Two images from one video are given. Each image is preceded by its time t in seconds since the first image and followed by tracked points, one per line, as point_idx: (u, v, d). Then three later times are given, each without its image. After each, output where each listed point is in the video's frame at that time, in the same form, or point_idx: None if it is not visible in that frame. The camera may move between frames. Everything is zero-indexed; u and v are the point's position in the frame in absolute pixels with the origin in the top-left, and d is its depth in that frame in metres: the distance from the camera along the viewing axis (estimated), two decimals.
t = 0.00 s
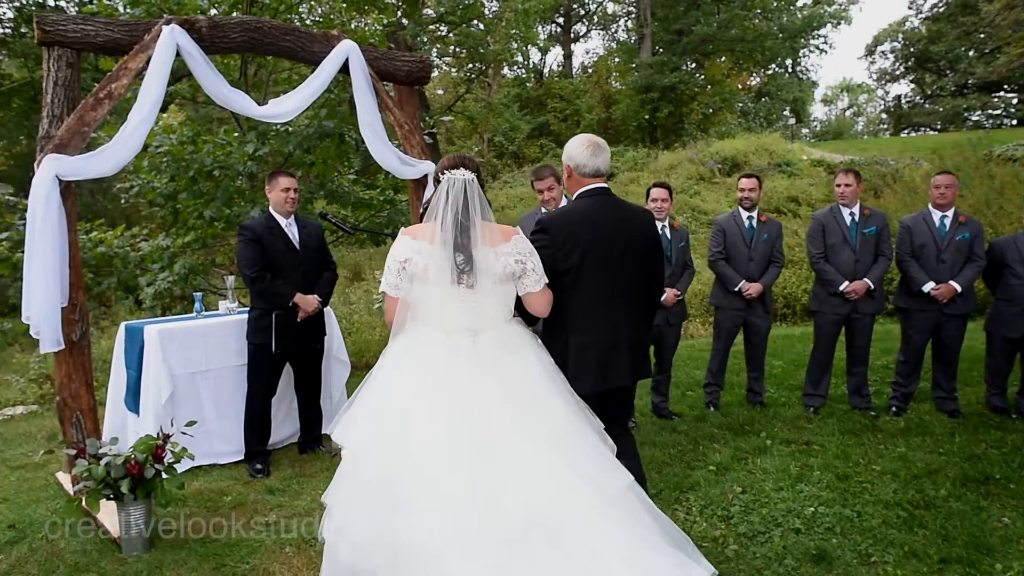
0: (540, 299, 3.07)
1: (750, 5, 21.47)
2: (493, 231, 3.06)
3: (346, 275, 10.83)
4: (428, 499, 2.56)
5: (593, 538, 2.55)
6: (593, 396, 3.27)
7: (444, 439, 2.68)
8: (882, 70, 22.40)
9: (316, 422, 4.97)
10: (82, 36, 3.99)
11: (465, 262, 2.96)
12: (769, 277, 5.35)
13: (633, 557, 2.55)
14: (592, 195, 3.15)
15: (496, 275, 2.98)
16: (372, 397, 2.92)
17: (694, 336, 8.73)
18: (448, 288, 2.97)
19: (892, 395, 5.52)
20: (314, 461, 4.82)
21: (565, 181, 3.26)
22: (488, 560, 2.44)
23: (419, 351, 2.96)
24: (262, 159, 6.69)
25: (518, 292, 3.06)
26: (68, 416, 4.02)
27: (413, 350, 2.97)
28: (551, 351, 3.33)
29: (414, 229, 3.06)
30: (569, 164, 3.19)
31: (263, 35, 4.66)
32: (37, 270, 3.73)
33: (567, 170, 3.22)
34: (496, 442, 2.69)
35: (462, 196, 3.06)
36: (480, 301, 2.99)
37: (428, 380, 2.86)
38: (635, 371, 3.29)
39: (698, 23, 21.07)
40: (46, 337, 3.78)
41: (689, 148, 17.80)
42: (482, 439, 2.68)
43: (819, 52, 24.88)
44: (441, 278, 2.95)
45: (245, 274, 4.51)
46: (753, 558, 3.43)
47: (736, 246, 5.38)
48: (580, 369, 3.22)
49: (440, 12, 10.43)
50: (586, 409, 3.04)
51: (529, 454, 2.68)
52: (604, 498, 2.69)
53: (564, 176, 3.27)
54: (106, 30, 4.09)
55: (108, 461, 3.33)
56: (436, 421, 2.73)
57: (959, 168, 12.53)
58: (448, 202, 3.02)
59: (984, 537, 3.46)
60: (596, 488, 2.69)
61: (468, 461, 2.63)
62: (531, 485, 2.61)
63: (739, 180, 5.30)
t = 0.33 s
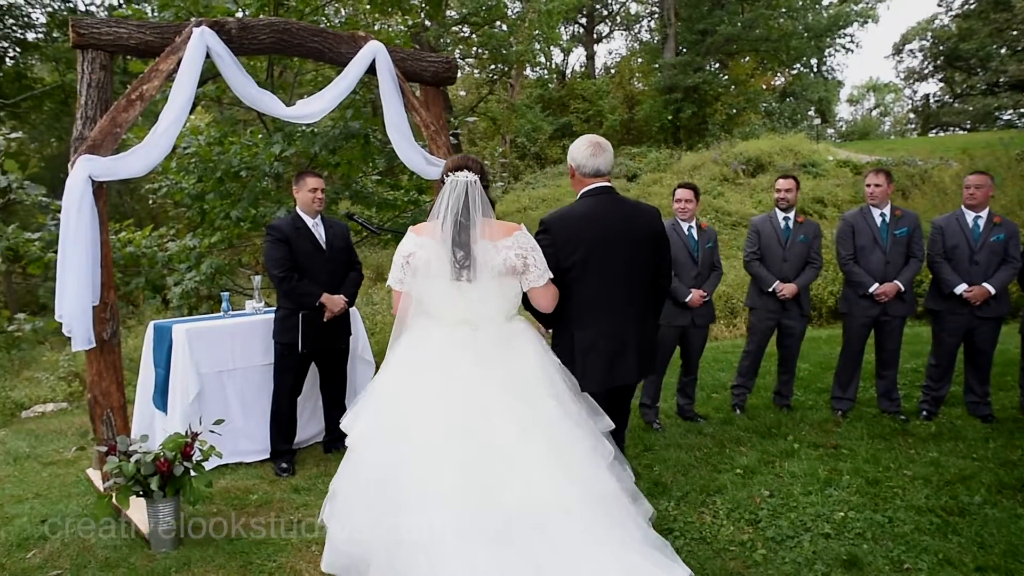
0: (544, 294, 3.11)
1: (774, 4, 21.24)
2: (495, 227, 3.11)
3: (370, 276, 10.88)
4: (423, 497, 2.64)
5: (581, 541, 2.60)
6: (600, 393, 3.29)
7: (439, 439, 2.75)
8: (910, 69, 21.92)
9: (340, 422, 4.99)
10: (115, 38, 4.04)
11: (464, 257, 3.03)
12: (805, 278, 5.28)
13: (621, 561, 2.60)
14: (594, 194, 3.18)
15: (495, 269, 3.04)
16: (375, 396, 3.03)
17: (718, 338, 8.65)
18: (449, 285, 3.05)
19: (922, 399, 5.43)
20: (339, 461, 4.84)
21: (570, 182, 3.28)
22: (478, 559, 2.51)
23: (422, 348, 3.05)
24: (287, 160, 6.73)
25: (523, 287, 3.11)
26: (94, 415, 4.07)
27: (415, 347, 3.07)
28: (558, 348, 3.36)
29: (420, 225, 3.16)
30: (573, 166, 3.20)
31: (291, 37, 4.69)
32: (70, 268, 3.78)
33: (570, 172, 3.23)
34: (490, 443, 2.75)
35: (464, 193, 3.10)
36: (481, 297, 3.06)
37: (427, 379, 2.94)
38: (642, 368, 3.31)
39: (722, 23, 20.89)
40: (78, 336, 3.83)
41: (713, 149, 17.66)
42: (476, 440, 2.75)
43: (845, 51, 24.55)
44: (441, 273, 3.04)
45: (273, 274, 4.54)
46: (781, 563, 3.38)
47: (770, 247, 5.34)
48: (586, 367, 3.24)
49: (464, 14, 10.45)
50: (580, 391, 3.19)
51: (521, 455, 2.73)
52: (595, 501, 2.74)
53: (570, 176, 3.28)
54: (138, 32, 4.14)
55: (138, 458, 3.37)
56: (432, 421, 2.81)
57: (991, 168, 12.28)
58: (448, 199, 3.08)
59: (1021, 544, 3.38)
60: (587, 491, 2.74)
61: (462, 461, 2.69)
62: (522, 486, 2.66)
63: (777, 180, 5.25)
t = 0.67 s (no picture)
0: (558, 287, 3.09)
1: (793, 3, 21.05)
2: (510, 223, 3.09)
3: (387, 276, 10.92)
4: (433, 491, 2.68)
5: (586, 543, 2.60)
6: (612, 389, 3.26)
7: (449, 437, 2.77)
8: (931, 69, 21.61)
9: (359, 421, 5.00)
10: (139, 41, 4.08)
11: (478, 255, 3.02)
12: (826, 281, 5.21)
13: (627, 562, 2.59)
14: (611, 193, 3.16)
15: (510, 264, 3.03)
16: (390, 389, 3.07)
17: (737, 340, 8.58)
18: (463, 282, 3.06)
19: (946, 401, 5.36)
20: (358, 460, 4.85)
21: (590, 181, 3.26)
22: (482, 557, 2.54)
23: (436, 343, 3.07)
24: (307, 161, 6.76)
25: (539, 281, 3.09)
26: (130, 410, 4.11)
27: (430, 342, 3.09)
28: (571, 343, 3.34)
29: (436, 224, 3.16)
30: (593, 165, 3.19)
31: (311, 38, 4.71)
32: (94, 267, 3.82)
33: (591, 170, 3.22)
34: (499, 441, 2.75)
35: (477, 191, 3.08)
36: (495, 293, 3.07)
37: (440, 375, 2.95)
38: (653, 364, 3.27)
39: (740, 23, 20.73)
40: (101, 335, 3.86)
41: (730, 149, 17.55)
42: (485, 438, 2.76)
43: (866, 50, 24.28)
44: (455, 271, 3.05)
45: (293, 274, 4.57)
46: (803, 567, 3.34)
47: (795, 246, 5.32)
48: (597, 362, 3.21)
49: (481, 15, 10.45)
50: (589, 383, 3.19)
51: (530, 454, 2.73)
52: (604, 503, 2.72)
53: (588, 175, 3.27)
54: (161, 34, 4.17)
55: (160, 457, 3.39)
56: (442, 417, 2.83)
57: (1015, 168, 12.08)
58: (461, 198, 3.07)
59: None
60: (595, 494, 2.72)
61: (470, 460, 2.71)
62: (529, 486, 2.66)
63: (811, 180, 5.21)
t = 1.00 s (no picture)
0: (573, 284, 3.09)
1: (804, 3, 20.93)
2: (526, 221, 3.09)
3: (396, 276, 10.94)
4: (451, 480, 2.69)
5: (605, 539, 2.59)
6: (627, 385, 3.24)
7: (468, 434, 2.79)
8: (944, 68, 21.41)
9: (370, 421, 5.01)
10: (152, 41, 4.09)
11: (494, 255, 3.01)
12: (833, 282, 5.17)
13: (645, 551, 2.60)
14: (635, 193, 3.14)
15: (526, 262, 3.03)
16: (409, 387, 3.09)
17: (748, 340, 8.55)
18: (480, 281, 3.07)
19: (960, 403, 5.32)
20: (369, 460, 4.85)
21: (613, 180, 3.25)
22: (501, 545, 2.55)
23: (455, 340, 3.09)
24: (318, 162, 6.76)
25: (554, 278, 3.09)
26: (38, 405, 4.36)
27: (448, 340, 3.10)
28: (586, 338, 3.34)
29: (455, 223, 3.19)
30: (621, 163, 3.18)
31: (323, 38, 4.71)
32: (106, 266, 3.83)
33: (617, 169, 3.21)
34: (517, 438, 2.76)
35: (492, 193, 3.07)
36: (512, 291, 3.07)
37: (458, 373, 2.97)
38: (669, 362, 3.26)
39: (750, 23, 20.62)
40: (111, 333, 3.87)
41: (740, 150, 17.50)
42: (504, 434, 2.76)
43: (877, 50, 24.10)
44: (472, 270, 3.07)
45: (305, 274, 4.57)
46: (818, 569, 3.32)
47: (802, 246, 5.30)
48: (614, 357, 3.20)
49: (490, 16, 10.43)
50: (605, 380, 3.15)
51: (548, 451, 2.74)
52: (623, 501, 2.72)
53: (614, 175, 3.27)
54: (174, 35, 4.19)
55: (173, 456, 3.40)
56: (461, 415, 2.85)
57: None
58: (477, 199, 3.08)
59: None
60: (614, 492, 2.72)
61: (491, 453, 2.72)
62: (548, 483, 2.67)
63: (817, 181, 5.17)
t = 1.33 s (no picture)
0: (587, 287, 3.07)
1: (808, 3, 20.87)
2: (540, 223, 3.08)
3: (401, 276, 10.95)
4: (462, 480, 2.71)
5: (614, 541, 2.59)
6: (642, 381, 3.21)
7: (479, 434, 2.79)
8: (949, 68, 21.32)
9: (376, 421, 5.00)
10: (160, 41, 4.09)
11: (506, 258, 3.02)
12: (835, 280, 5.16)
13: (653, 554, 2.58)
14: (653, 192, 3.15)
15: (538, 264, 3.02)
16: (421, 387, 3.11)
17: (754, 341, 8.53)
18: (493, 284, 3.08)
19: (969, 404, 5.29)
20: (376, 460, 4.85)
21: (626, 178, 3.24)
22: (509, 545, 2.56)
23: (468, 340, 3.10)
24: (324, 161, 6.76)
25: (568, 281, 3.08)
26: None
27: (460, 342, 3.11)
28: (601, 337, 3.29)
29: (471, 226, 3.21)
30: (636, 163, 3.19)
31: (330, 37, 4.71)
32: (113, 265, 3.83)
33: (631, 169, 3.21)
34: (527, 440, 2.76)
35: (505, 196, 3.07)
36: (525, 293, 3.07)
37: (469, 374, 2.97)
38: (686, 357, 3.25)
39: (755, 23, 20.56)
40: (117, 332, 3.87)
41: (744, 150, 17.49)
42: (514, 434, 2.77)
43: (882, 50, 24.02)
44: (484, 271, 3.08)
45: (311, 273, 4.57)
46: (828, 570, 3.30)
47: (800, 246, 5.27)
48: (632, 351, 3.16)
49: (495, 16, 10.39)
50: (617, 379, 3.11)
51: (557, 453, 2.74)
52: (631, 501, 2.71)
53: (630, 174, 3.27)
54: (182, 34, 4.18)
55: (180, 455, 3.40)
56: (472, 416, 2.85)
57: None
58: (489, 202, 3.08)
59: None
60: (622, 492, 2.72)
61: (501, 454, 2.73)
62: (558, 484, 2.67)
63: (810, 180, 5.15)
